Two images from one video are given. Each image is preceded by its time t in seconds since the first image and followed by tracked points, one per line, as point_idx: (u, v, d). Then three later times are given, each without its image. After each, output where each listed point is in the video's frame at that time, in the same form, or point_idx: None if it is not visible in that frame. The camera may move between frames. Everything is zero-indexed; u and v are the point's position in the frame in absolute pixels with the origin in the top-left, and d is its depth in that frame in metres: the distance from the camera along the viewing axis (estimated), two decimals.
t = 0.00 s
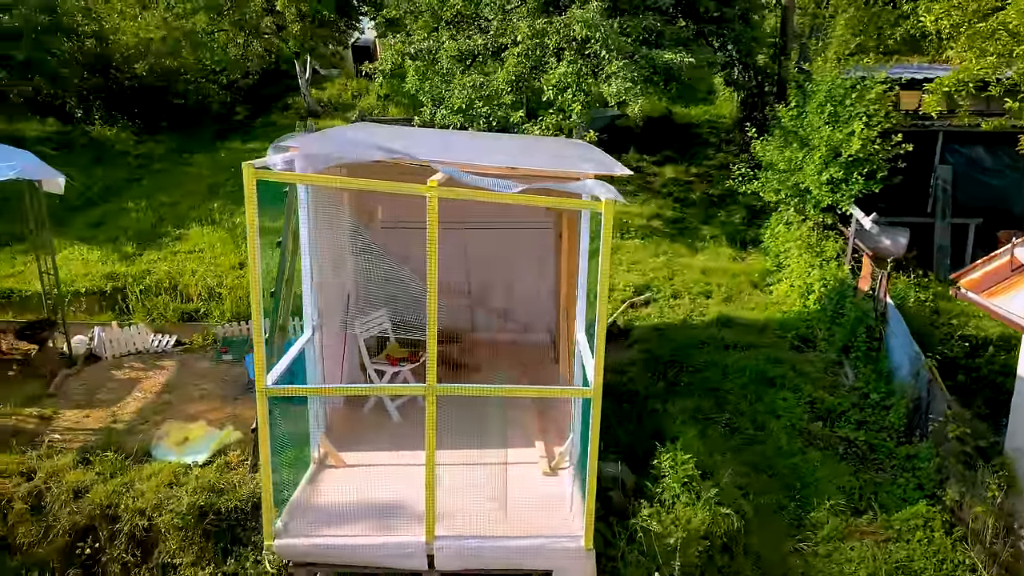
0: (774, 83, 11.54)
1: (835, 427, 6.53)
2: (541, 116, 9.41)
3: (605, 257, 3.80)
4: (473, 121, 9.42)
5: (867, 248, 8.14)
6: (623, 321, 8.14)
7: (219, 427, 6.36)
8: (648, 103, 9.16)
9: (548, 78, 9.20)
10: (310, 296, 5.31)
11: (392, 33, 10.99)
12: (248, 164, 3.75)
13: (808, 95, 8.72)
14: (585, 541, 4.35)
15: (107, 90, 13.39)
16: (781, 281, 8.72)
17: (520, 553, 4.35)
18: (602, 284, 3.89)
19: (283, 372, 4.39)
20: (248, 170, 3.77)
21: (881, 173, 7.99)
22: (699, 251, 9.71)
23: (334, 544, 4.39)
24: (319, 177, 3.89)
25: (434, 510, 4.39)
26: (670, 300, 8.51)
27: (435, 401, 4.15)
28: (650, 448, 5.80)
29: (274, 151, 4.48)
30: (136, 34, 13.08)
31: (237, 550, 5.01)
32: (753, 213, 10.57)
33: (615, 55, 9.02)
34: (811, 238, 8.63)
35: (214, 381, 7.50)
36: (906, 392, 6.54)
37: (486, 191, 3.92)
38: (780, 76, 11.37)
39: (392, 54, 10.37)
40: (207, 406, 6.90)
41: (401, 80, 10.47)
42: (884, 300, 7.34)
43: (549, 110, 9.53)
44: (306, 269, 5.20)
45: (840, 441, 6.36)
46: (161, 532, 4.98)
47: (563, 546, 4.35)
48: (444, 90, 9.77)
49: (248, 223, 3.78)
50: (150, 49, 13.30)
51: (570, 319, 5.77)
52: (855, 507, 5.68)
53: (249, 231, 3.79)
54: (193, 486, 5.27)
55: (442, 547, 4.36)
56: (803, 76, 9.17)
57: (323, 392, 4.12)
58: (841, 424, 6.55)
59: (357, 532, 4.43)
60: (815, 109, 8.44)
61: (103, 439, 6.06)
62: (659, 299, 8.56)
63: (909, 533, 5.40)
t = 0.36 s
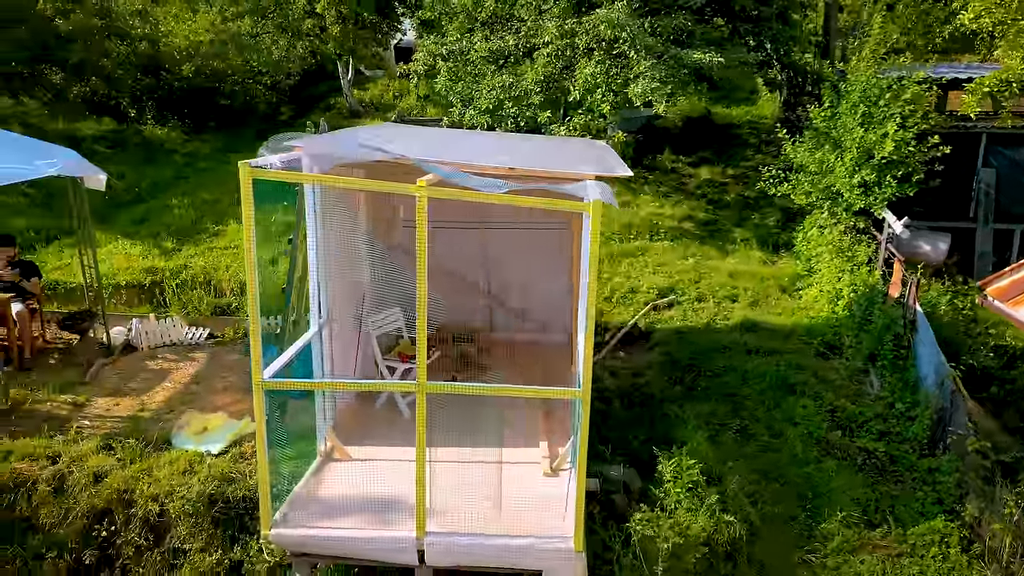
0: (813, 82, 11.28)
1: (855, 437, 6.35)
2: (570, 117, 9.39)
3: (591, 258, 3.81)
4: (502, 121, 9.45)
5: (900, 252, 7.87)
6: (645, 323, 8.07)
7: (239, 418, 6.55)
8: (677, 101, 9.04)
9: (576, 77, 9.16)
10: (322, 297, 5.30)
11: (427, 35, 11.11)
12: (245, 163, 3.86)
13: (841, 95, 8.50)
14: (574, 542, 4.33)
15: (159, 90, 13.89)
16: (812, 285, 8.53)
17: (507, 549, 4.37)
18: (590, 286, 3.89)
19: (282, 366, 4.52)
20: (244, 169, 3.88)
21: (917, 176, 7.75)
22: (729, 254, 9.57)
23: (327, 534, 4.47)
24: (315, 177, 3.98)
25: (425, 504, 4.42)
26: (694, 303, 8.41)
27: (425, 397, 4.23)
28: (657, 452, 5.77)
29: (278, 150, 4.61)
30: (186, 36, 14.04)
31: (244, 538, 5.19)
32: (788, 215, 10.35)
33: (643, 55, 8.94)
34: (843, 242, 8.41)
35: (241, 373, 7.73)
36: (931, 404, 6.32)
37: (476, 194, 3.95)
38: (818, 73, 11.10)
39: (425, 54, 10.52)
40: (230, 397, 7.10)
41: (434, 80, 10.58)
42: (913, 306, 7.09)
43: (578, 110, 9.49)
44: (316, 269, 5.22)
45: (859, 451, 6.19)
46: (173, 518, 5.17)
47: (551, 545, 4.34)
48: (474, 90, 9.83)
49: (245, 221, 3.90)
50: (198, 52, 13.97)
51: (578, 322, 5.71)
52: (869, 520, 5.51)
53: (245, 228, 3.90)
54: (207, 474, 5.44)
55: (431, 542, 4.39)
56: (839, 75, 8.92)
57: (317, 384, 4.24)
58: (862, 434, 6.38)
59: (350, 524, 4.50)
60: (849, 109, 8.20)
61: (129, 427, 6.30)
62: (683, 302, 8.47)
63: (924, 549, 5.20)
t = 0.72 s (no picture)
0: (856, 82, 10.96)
1: (876, 449, 6.14)
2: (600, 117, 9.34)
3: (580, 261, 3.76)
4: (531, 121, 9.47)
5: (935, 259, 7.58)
6: (667, 328, 7.99)
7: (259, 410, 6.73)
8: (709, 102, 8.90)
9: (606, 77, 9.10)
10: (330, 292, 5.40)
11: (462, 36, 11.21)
12: (244, 163, 3.97)
13: (878, 95, 8.24)
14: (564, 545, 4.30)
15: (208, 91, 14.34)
16: (843, 292, 8.31)
17: (498, 550, 4.37)
18: (577, 286, 3.85)
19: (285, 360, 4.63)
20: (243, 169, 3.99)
21: (955, 181, 7.50)
22: (761, 258, 9.38)
23: (323, 528, 4.57)
24: (312, 177, 4.06)
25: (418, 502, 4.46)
26: (720, 307, 8.28)
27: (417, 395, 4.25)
28: (664, 458, 5.70)
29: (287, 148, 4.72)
30: (234, 38, 14.51)
31: (252, 527, 5.33)
32: (826, 219, 10.08)
33: (674, 55, 8.84)
34: (877, 248, 8.16)
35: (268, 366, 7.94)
36: (957, 417, 6.08)
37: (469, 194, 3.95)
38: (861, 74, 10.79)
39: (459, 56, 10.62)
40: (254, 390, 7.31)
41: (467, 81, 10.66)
42: (945, 315, 6.82)
43: (608, 111, 9.44)
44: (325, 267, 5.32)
45: (879, 463, 5.98)
46: (186, 505, 5.35)
47: (541, 548, 4.33)
48: (505, 90, 9.87)
49: (242, 219, 4.01)
50: (246, 53, 14.37)
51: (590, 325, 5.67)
52: (883, 534, 5.32)
53: (243, 225, 4.01)
54: (220, 465, 5.62)
55: (423, 539, 4.43)
56: (878, 75, 8.66)
57: (313, 380, 4.32)
58: (884, 445, 6.17)
59: (346, 519, 4.59)
60: (886, 110, 7.94)
61: (154, 416, 6.54)
62: (708, 306, 8.34)
63: (939, 567, 5.03)
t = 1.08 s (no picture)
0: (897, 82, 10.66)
1: (897, 461, 5.92)
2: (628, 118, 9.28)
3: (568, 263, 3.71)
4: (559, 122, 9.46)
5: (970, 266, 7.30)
6: (688, 332, 7.88)
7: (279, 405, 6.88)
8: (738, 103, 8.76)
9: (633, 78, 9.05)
10: (340, 290, 5.49)
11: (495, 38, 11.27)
12: (245, 162, 4.10)
13: (914, 96, 8.01)
14: (555, 548, 4.28)
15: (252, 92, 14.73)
16: (875, 298, 8.08)
17: (490, 550, 4.39)
18: (567, 288, 3.80)
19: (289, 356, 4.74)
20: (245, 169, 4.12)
21: (992, 185, 7.24)
22: (792, 262, 9.18)
23: (323, 520, 4.66)
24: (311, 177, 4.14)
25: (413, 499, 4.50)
26: (745, 312, 8.14)
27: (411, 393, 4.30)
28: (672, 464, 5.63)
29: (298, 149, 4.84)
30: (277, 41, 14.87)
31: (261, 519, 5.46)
32: (862, 223, 9.82)
33: (703, 55, 8.72)
34: (910, 253, 7.91)
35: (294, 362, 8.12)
36: (983, 430, 5.84)
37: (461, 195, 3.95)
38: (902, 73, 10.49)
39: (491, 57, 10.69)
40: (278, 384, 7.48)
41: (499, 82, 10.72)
42: (976, 324, 6.57)
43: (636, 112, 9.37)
44: (334, 265, 5.40)
45: (899, 476, 5.77)
46: (199, 495, 5.52)
47: (532, 549, 4.33)
48: (534, 91, 9.89)
49: (244, 216, 4.15)
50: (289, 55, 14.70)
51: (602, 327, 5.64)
52: (899, 549, 5.11)
53: (244, 223, 4.14)
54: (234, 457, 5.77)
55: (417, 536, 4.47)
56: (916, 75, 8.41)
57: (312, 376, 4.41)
58: (906, 458, 5.95)
59: (345, 513, 4.68)
60: (920, 112, 7.70)
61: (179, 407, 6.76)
62: (732, 311, 8.21)
63: None
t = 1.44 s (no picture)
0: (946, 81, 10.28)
1: (922, 475, 5.69)
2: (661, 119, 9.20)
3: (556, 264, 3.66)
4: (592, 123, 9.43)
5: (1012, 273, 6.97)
6: (715, 337, 7.74)
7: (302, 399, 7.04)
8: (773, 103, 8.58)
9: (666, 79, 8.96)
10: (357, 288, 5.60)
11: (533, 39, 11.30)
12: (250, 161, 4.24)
13: (957, 96, 7.72)
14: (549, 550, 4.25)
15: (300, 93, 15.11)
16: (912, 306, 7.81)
17: (484, 550, 4.38)
18: (558, 289, 3.76)
19: (296, 350, 4.86)
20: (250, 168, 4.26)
21: None
22: (828, 267, 8.94)
23: (325, 515, 4.73)
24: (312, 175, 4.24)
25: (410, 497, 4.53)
26: (775, 317, 7.96)
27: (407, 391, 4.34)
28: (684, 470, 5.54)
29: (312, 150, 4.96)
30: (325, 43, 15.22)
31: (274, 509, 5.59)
32: (906, 228, 9.52)
33: (737, 55, 8.58)
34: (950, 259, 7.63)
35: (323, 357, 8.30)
36: (1015, 445, 5.58)
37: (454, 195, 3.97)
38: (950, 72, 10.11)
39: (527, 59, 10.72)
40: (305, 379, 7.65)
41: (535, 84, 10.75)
42: (1014, 334, 6.28)
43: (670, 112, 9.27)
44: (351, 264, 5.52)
45: (923, 491, 5.52)
46: (217, 484, 5.69)
47: (526, 551, 4.31)
48: (568, 92, 9.88)
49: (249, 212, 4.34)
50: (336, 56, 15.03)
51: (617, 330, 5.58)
52: (914, 567, 4.89)
53: (249, 219, 4.34)
54: (251, 448, 5.92)
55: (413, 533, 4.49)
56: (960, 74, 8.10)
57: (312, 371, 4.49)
58: (931, 472, 5.70)
59: (346, 509, 4.72)
60: (962, 112, 7.40)
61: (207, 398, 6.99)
62: (762, 316, 8.04)
63: None
